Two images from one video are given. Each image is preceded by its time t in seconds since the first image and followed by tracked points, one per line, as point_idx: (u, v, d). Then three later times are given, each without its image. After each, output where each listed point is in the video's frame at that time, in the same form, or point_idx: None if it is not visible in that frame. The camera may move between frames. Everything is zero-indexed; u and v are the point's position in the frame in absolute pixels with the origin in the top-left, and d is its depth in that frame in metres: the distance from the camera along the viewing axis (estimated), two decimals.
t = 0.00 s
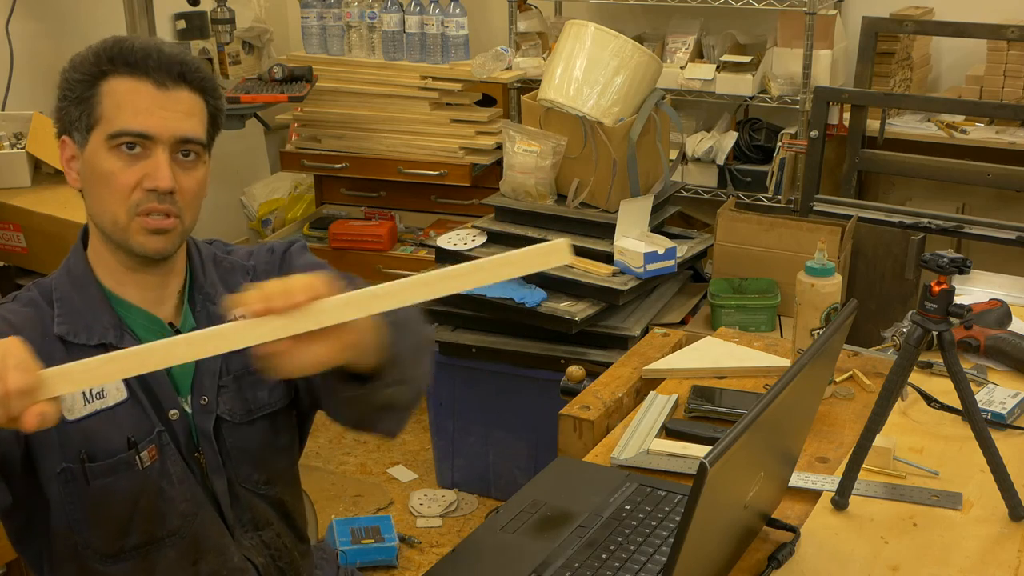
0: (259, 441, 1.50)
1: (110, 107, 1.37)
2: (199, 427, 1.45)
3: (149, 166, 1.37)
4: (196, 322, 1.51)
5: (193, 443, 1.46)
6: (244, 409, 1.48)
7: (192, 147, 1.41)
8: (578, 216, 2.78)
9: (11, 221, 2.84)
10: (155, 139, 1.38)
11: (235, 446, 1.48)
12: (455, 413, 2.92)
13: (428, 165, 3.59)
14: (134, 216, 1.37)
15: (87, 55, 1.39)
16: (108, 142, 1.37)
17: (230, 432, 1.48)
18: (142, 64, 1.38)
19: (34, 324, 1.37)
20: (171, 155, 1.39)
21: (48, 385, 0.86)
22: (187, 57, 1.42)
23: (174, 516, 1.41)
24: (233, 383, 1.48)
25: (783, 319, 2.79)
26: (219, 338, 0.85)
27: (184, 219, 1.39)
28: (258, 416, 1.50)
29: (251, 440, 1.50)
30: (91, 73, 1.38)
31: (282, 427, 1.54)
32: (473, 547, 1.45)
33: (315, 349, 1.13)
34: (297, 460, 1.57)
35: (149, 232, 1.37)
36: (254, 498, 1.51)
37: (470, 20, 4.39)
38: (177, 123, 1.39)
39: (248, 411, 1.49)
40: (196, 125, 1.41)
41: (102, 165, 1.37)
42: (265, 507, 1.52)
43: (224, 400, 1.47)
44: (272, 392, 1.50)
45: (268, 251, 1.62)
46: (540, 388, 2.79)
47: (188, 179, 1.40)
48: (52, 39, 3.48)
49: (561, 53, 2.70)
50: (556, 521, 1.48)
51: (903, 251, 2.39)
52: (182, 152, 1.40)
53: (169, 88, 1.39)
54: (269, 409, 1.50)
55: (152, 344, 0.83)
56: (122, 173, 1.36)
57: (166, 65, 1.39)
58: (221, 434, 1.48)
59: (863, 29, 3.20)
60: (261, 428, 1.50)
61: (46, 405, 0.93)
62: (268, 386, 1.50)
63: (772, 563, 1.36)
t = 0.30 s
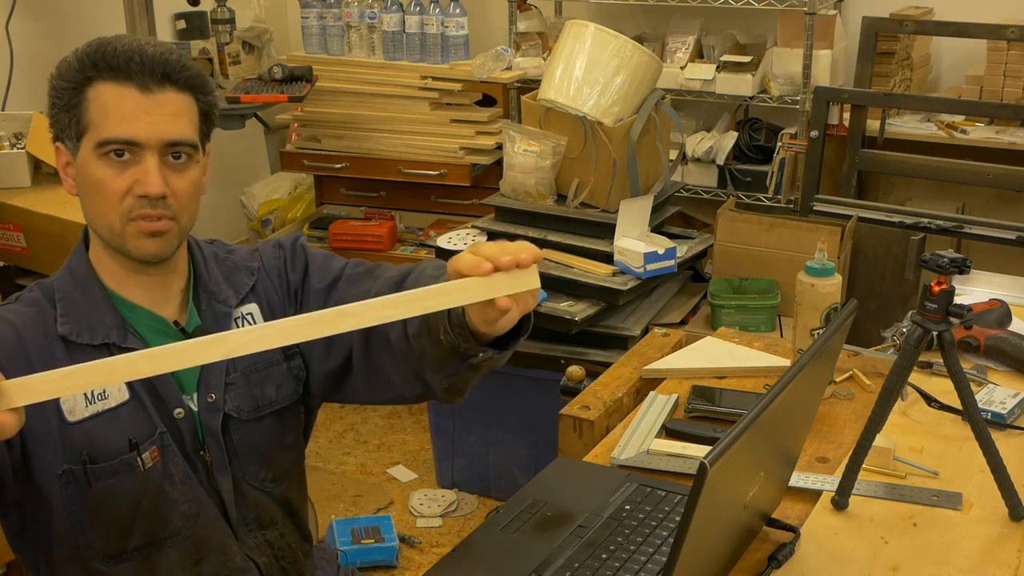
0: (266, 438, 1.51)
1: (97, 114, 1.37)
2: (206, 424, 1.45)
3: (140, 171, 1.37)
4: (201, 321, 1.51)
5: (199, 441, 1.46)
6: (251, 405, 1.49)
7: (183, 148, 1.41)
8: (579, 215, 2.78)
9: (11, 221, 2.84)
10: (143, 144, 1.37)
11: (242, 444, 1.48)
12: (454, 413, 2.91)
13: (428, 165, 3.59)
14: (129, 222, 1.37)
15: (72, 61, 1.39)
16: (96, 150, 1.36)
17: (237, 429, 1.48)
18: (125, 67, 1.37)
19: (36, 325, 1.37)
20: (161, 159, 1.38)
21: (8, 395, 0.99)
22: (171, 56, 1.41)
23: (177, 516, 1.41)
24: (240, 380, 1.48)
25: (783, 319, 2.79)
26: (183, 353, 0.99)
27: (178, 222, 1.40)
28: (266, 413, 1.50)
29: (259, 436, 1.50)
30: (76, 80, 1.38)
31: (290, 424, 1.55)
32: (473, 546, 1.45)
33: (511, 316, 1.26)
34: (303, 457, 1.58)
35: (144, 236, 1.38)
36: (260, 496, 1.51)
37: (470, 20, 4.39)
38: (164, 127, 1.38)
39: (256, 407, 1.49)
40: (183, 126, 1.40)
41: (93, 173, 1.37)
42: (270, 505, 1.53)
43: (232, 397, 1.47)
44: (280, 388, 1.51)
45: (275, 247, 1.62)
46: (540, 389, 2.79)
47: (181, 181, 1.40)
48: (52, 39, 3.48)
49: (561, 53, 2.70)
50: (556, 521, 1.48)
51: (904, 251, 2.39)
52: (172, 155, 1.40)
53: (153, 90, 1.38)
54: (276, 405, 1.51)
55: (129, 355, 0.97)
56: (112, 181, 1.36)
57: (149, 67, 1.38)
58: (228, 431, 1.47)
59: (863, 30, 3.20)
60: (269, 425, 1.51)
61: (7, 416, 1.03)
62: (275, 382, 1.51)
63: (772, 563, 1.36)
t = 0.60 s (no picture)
0: (267, 439, 1.51)
1: (114, 112, 1.37)
2: (208, 425, 1.45)
3: (157, 169, 1.37)
4: (204, 322, 1.51)
5: (200, 441, 1.46)
6: (253, 407, 1.49)
7: (198, 148, 1.41)
8: (579, 216, 2.78)
9: (11, 221, 2.84)
10: (161, 141, 1.37)
11: (243, 445, 1.49)
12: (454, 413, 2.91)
13: (428, 165, 3.59)
14: (144, 219, 1.37)
15: (87, 58, 1.39)
16: (113, 147, 1.36)
17: (238, 430, 1.48)
18: (143, 65, 1.38)
19: (38, 325, 1.37)
20: (178, 157, 1.38)
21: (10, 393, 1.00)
22: (187, 56, 1.41)
23: (177, 517, 1.41)
24: (243, 382, 1.48)
25: (783, 319, 2.79)
26: (186, 347, 0.95)
27: (192, 220, 1.40)
28: (267, 414, 1.51)
29: (260, 437, 1.50)
30: (92, 77, 1.38)
31: (290, 425, 1.55)
32: (474, 547, 1.45)
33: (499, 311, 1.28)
34: (303, 458, 1.59)
35: (160, 234, 1.38)
36: (259, 497, 1.51)
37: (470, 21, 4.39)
38: (182, 125, 1.38)
39: (257, 409, 1.49)
40: (200, 126, 1.41)
41: (109, 170, 1.37)
42: (270, 505, 1.53)
43: (234, 398, 1.47)
44: (281, 390, 1.52)
45: (277, 249, 1.61)
46: (539, 389, 2.78)
47: (196, 180, 1.40)
48: (52, 39, 3.48)
49: (561, 53, 2.70)
50: (556, 521, 1.48)
51: (904, 252, 2.39)
52: (188, 154, 1.40)
53: (171, 89, 1.39)
54: (278, 406, 1.51)
55: (127, 351, 0.93)
56: (129, 177, 1.36)
57: (168, 66, 1.39)
58: (230, 433, 1.48)
59: (863, 30, 3.20)
60: (269, 427, 1.51)
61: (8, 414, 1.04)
62: (277, 383, 1.51)
63: (772, 563, 1.36)
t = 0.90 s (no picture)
0: (267, 440, 1.52)
1: (119, 109, 1.37)
2: (208, 426, 1.45)
3: (160, 168, 1.37)
4: (205, 323, 1.51)
5: (200, 442, 1.46)
6: (253, 407, 1.49)
7: (202, 148, 1.42)
8: (579, 216, 2.78)
9: (11, 221, 2.84)
10: (166, 140, 1.37)
11: (243, 445, 1.49)
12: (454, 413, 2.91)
13: (428, 165, 3.59)
14: (144, 218, 1.37)
15: (95, 55, 1.39)
16: (117, 144, 1.36)
17: (238, 431, 1.48)
18: (150, 64, 1.38)
19: (38, 326, 1.37)
20: (182, 156, 1.39)
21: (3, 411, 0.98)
22: (195, 58, 1.42)
23: (178, 518, 1.41)
24: (243, 383, 1.49)
25: (783, 319, 2.79)
26: (181, 363, 0.94)
27: (193, 220, 1.40)
28: (268, 415, 1.51)
29: (260, 438, 1.50)
30: (99, 74, 1.38)
31: (291, 426, 1.55)
32: (474, 547, 1.45)
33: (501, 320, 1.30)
34: (303, 459, 1.59)
35: (160, 233, 1.38)
36: (259, 498, 1.52)
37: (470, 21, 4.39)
38: (188, 125, 1.39)
39: (257, 410, 1.50)
40: (205, 126, 1.41)
41: (112, 166, 1.36)
42: (271, 506, 1.53)
43: (234, 399, 1.48)
44: (282, 391, 1.52)
45: (278, 249, 1.62)
46: (539, 389, 2.78)
47: (198, 180, 1.41)
48: (52, 39, 3.48)
49: (561, 53, 2.70)
50: (555, 522, 1.48)
51: (904, 252, 2.39)
52: (191, 153, 1.40)
53: (178, 88, 1.39)
54: (279, 407, 1.52)
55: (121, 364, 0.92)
56: (132, 174, 1.36)
57: (176, 66, 1.39)
58: (230, 433, 1.48)
59: (863, 30, 3.20)
60: (269, 428, 1.52)
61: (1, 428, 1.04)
62: (278, 384, 1.52)
63: (772, 563, 1.36)
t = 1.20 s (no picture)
0: (268, 439, 1.52)
1: (120, 110, 1.37)
2: (209, 426, 1.45)
3: (159, 169, 1.37)
4: (206, 323, 1.50)
5: (201, 442, 1.46)
6: (255, 407, 1.49)
7: (202, 151, 1.42)
8: (579, 216, 2.78)
9: (11, 221, 2.84)
10: (166, 142, 1.38)
11: (244, 445, 1.49)
12: (454, 413, 2.91)
13: (428, 165, 3.59)
14: (143, 219, 1.37)
15: (98, 56, 1.39)
16: (118, 145, 1.37)
17: (239, 431, 1.48)
18: (152, 65, 1.38)
19: (39, 326, 1.37)
20: (181, 158, 1.39)
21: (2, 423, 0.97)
22: (198, 60, 1.42)
23: (178, 519, 1.41)
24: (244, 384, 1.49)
25: (783, 319, 2.79)
26: (183, 388, 0.93)
27: (192, 223, 1.40)
28: (269, 414, 1.51)
29: (261, 438, 1.51)
30: (101, 74, 1.38)
31: (291, 425, 1.55)
32: (474, 547, 1.45)
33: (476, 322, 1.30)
34: (303, 458, 1.59)
35: (158, 234, 1.38)
36: (261, 497, 1.52)
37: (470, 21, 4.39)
38: (188, 127, 1.39)
39: (259, 409, 1.50)
40: (206, 129, 1.41)
41: (112, 167, 1.37)
42: (272, 506, 1.54)
43: (235, 399, 1.48)
44: (283, 391, 1.52)
45: (277, 249, 1.62)
46: (539, 389, 2.78)
47: (197, 182, 1.41)
48: (52, 39, 3.47)
49: (561, 53, 2.70)
50: (556, 521, 1.48)
51: (904, 252, 2.39)
52: (192, 155, 1.41)
53: (180, 91, 1.39)
54: (280, 407, 1.52)
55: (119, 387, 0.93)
56: (131, 176, 1.36)
57: (178, 68, 1.39)
58: (231, 433, 1.48)
59: (863, 30, 3.20)
60: (270, 427, 1.52)
61: None
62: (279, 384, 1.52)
63: (772, 563, 1.36)
